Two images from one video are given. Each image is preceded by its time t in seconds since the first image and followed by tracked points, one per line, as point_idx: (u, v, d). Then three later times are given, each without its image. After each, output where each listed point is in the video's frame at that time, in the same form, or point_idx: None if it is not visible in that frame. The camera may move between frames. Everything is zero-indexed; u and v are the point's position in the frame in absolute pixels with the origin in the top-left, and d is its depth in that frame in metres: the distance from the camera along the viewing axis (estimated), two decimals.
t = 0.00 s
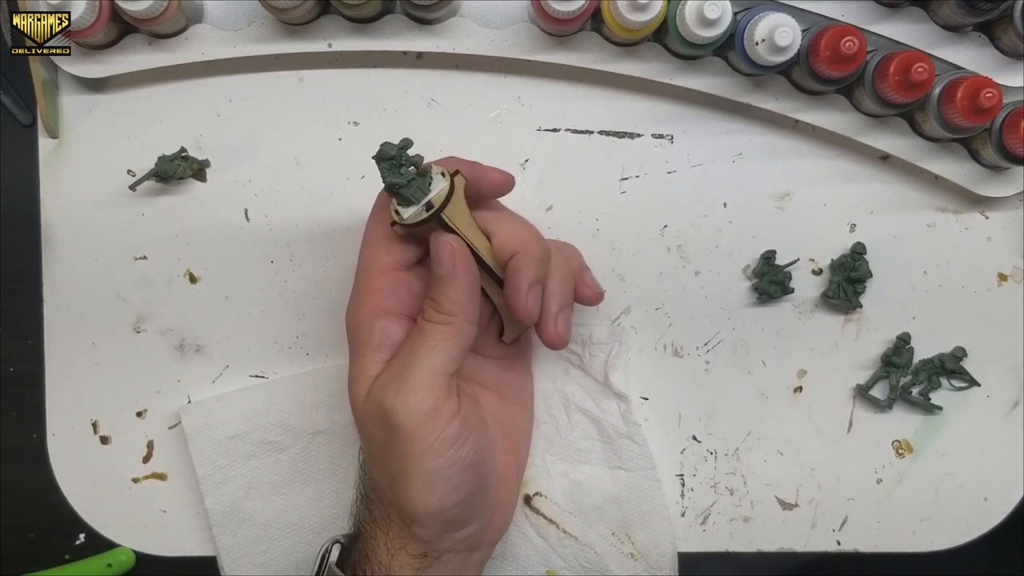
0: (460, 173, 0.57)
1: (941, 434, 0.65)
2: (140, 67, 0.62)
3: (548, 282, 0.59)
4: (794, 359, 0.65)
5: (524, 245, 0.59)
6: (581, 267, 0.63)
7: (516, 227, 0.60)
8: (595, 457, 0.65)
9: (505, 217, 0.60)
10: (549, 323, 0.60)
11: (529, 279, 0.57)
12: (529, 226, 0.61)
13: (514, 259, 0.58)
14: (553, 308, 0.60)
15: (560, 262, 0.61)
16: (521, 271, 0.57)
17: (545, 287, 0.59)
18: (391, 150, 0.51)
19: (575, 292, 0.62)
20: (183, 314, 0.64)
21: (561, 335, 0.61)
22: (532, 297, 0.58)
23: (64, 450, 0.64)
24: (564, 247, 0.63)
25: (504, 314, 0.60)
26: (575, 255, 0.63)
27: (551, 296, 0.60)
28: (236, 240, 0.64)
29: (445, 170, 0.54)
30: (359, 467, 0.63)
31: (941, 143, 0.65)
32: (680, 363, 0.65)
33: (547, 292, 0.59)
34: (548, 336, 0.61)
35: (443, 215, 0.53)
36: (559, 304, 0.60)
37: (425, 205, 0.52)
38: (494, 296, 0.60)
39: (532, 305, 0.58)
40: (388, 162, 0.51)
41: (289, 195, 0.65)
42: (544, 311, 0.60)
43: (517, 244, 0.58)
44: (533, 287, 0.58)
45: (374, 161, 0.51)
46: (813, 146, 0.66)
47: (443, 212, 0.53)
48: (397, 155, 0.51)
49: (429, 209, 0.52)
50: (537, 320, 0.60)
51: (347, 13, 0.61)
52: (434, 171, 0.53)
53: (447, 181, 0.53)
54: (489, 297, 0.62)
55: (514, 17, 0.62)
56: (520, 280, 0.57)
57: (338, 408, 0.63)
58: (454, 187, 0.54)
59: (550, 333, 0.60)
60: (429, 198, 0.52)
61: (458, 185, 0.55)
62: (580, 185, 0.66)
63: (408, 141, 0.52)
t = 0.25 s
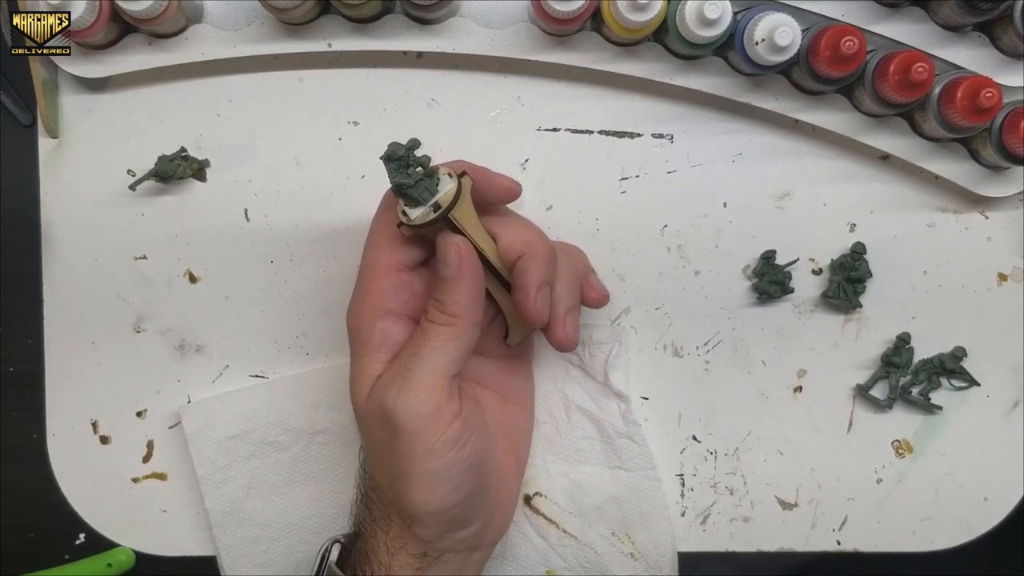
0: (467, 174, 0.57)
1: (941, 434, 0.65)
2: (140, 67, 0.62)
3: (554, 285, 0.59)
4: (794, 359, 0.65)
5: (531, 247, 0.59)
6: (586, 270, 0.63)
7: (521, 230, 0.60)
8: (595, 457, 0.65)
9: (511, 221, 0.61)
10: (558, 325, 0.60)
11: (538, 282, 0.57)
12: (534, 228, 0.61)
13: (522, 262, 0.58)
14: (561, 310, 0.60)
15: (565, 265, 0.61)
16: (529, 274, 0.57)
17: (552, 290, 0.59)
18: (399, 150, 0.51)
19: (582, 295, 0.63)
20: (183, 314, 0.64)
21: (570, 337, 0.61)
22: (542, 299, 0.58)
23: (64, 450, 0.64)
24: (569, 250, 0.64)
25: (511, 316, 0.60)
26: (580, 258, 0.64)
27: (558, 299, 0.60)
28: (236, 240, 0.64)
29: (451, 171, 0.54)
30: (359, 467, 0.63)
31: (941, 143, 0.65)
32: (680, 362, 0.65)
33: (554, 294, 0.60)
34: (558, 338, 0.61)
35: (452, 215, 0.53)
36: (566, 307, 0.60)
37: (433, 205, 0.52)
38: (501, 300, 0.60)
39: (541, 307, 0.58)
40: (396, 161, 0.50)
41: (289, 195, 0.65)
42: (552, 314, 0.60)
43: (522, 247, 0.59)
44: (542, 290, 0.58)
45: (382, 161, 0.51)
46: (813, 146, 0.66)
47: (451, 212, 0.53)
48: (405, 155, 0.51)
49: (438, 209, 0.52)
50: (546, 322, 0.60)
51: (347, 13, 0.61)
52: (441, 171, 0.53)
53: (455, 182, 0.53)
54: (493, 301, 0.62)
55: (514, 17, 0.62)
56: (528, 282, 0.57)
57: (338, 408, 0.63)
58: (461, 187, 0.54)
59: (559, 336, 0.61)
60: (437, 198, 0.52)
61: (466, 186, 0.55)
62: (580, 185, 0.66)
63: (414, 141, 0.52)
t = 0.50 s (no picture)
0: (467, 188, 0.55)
1: (941, 434, 0.65)
2: (140, 67, 0.62)
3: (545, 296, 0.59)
4: (794, 359, 0.65)
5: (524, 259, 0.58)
6: (584, 280, 0.63)
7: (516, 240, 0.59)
8: (595, 456, 0.65)
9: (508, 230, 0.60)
10: (545, 341, 0.60)
11: (530, 295, 0.57)
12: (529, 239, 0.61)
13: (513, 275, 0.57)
14: (550, 328, 0.60)
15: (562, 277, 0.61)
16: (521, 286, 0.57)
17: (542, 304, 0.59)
18: (400, 163, 0.49)
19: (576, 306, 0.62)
20: (183, 314, 0.64)
21: (558, 353, 0.60)
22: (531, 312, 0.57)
23: (64, 450, 0.64)
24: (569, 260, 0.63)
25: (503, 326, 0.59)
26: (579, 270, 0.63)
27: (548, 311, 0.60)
28: (236, 240, 0.64)
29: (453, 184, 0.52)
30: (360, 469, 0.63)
31: (941, 143, 0.65)
32: (680, 362, 0.65)
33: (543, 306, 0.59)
34: (545, 355, 0.60)
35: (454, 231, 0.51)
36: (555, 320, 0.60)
37: (434, 220, 0.50)
38: (494, 310, 0.59)
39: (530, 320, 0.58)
40: (398, 175, 0.49)
41: (289, 195, 0.65)
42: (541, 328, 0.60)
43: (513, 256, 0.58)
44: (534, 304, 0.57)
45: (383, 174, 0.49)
46: (813, 146, 0.66)
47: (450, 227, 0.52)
48: (407, 169, 0.49)
49: (438, 224, 0.50)
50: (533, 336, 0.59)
51: (347, 13, 0.61)
52: (443, 184, 0.51)
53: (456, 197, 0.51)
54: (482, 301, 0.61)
55: (514, 17, 0.62)
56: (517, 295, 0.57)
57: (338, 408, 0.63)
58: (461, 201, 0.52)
59: (547, 351, 0.60)
60: (438, 213, 0.50)
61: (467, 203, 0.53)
62: (580, 185, 0.66)
63: (417, 152, 0.50)
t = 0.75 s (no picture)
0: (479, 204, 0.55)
1: (941, 434, 0.65)
2: (140, 67, 0.62)
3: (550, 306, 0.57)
4: (794, 359, 0.65)
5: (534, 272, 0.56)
6: (589, 286, 0.62)
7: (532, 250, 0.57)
8: (596, 457, 0.65)
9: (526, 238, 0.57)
10: (547, 350, 0.58)
11: (533, 306, 0.55)
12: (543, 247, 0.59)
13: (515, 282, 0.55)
14: (554, 336, 0.58)
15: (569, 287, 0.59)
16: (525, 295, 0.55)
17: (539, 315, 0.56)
18: (413, 183, 0.49)
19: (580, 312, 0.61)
20: (183, 314, 0.64)
21: (559, 363, 0.58)
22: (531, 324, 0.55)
23: (64, 450, 0.64)
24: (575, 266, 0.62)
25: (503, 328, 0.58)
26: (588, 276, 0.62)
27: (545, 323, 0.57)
28: (236, 240, 0.64)
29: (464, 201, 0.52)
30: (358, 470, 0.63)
31: (941, 143, 0.65)
32: (680, 362, 0.65)
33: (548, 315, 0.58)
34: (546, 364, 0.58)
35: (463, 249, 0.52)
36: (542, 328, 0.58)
37: (444, 238, 0.51)
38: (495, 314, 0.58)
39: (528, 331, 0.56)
40: (409, 196, 0.49)
41: (289, 195, 0.65)
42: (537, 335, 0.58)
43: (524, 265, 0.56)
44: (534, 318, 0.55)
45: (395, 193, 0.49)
46: (813, 146, 0.66)
47: (461, 245, 0.52)
48: (419, 190, 0.49)
49: (448, 243, 0.51)
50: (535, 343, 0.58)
51: (347, 13, 0.61)
52: (455, 203, 0.51)
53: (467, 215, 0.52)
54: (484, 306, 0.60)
55: (514, 17, 0.62)
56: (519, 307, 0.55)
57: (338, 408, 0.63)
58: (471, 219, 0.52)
59: (548, 360, 0.58)
60: (448, 232, 0.51)
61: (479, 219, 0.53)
62: (579, 185, 0.66)
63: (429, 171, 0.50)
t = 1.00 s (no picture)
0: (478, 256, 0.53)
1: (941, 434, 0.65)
2: (140, 67, 0.62)
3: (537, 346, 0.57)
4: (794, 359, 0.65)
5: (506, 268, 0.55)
6: (578, 288, 0.62)
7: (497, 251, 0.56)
8: (596, 457, 0.66)
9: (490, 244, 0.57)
10: (530, 384, 0.60)
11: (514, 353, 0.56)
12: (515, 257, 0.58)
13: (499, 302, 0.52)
14: (537, 373, 0.59)
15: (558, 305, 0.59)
16: (494, 306, 0.52)
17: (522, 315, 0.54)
18: (409, 242, 0.48)
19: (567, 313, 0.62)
20: (183, 314, 0.64)
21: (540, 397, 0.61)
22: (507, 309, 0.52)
23: (64, 450, 0.64)
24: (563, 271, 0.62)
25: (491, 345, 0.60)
26: (574, 276, 0.63)
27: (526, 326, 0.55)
28: (236, 240, 0.64)
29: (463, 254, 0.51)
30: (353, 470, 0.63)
31: (941, 143, 0.65)
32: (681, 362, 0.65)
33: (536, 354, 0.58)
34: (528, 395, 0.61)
35: (450, 302, 0.51)
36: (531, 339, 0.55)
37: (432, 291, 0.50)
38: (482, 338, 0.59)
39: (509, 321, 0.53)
40: (402, 251, 0.48)
41: (289, 195, 0.65)
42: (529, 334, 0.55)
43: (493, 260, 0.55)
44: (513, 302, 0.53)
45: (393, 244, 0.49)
46: (813, 146, 0.66)
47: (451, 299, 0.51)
48: (411, 244, 0.48)
49: (435, 296, 0.50)
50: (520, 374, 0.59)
51: (347, 13, 0.61)
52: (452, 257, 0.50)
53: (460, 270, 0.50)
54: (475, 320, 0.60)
55: (514, 17, 0.62)
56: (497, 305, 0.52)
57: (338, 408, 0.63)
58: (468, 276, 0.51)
59: (529, 393, 0.60)
60: (438, 286, 0.50)
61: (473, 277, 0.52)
62: (579, 185, 0.66)
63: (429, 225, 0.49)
